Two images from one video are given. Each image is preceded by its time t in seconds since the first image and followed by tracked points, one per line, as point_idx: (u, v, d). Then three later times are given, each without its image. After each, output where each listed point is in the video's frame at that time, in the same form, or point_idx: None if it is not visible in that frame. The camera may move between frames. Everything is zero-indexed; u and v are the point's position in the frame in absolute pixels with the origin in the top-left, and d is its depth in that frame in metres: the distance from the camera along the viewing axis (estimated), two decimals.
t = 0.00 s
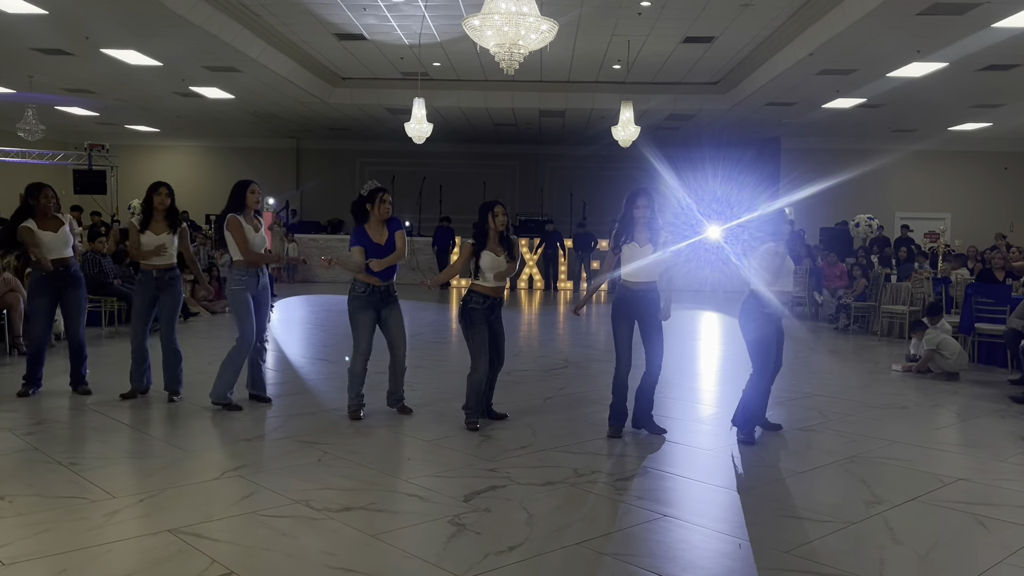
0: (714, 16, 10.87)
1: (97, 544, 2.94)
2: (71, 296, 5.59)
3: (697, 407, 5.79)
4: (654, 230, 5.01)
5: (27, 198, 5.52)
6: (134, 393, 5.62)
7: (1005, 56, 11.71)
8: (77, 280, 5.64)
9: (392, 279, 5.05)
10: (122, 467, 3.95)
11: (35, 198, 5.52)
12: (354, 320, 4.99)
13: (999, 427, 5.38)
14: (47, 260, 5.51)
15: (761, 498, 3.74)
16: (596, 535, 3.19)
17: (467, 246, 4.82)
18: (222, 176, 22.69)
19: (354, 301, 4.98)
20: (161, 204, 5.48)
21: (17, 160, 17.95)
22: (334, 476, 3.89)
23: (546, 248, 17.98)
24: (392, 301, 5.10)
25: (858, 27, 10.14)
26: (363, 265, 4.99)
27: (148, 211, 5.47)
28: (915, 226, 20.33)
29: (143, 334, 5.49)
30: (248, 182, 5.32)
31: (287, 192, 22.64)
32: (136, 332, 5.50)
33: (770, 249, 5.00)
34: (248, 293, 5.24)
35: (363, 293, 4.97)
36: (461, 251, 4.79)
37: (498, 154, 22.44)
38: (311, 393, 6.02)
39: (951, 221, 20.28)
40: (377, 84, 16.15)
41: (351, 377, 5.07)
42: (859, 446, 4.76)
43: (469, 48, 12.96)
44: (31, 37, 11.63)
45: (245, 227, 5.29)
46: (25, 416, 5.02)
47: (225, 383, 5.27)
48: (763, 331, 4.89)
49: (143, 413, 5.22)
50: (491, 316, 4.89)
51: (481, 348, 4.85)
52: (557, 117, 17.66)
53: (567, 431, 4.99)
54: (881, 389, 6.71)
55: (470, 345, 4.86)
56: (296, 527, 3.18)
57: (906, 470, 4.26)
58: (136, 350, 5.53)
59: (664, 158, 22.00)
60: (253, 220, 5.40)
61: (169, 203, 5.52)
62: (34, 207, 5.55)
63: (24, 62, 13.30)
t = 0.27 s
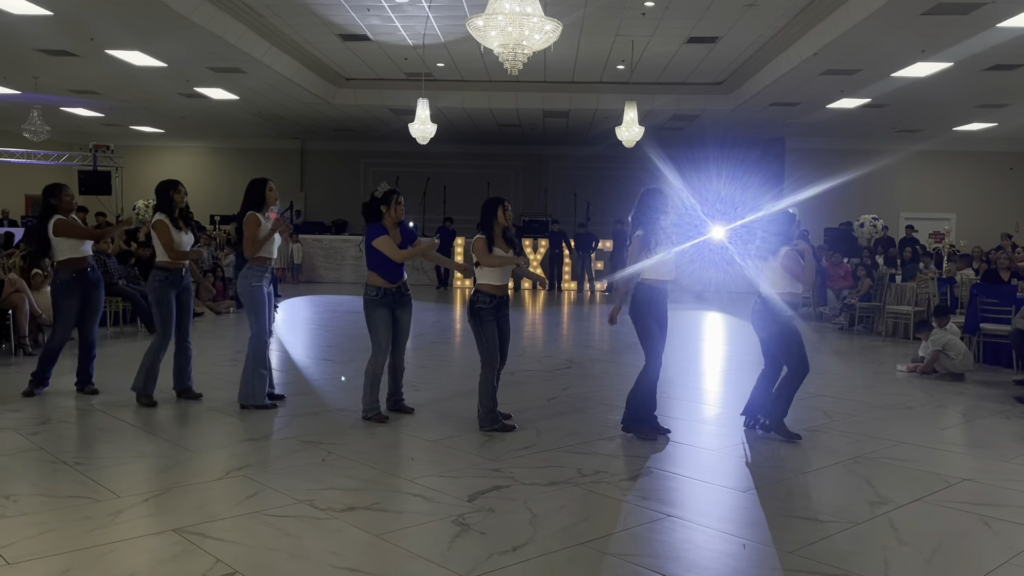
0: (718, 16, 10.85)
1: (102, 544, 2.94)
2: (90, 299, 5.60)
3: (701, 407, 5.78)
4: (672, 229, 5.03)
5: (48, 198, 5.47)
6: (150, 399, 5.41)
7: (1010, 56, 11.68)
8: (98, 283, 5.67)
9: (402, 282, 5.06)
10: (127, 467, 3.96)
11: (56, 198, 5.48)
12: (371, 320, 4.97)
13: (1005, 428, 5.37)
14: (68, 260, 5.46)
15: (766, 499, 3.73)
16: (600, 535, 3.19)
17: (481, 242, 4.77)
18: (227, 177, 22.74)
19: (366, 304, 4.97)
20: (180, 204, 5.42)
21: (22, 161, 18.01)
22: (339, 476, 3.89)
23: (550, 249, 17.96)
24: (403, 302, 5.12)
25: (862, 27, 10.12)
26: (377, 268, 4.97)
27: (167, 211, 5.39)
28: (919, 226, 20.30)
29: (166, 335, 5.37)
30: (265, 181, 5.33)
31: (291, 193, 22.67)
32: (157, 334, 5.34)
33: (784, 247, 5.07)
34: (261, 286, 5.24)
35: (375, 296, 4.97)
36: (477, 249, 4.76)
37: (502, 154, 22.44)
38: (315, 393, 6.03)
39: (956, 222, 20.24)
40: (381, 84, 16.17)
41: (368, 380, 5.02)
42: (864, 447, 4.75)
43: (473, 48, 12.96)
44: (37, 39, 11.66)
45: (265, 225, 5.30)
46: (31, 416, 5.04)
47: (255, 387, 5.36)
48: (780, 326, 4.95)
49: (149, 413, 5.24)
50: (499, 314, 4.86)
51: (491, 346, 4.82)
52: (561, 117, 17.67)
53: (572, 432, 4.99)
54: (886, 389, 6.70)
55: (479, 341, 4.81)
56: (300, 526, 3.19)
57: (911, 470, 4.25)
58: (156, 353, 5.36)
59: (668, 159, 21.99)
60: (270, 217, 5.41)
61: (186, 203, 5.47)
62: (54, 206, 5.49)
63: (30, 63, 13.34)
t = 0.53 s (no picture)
0: (724, 16, 10.84)
1: (109, 545, 2.95)
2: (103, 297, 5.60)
3: (707, 408, 5.78)
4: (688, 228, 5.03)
5: (70, 196, 5.43)
6: (176, 402, 5.37)
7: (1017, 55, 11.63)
8: (109, 284, 5.67)
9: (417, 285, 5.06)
10: (135, 468, 3.98)
11: (79, 196, 5.44)
12: (379, 321, 4.98)
13: (1013, 429, 5.34)
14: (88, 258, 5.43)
15: (773, 501, 3.72)
16: (606, 537, 3.19)
17: (503, 244, 4.78)
18: (233, 177, 22.81)
19: (379, 304, 4.97)
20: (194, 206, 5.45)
21: (30, 162, 18.09)
22: (345, 477, 3.90)
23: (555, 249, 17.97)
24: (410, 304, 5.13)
25: (869, 26, 10.09)
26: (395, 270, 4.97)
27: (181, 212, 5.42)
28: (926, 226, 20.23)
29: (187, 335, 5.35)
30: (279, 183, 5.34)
31: (298, 193, 22.72)
32: (179, 335, 5.32)
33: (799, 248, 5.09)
34: (272, 286, 5.24)
35: (390, 297, 4.97)
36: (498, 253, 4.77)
37: (508, 154, 22.44)
38: (322, 394, 6.05)
39: (963, 222, 20.16)
40: (387, 85, 16.19)
41: (377, 382, 5.01)
42: (871, 448, 4.74)
43: (478, 49, 12.96)
44: (45, 40, 11.71)
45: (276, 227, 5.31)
46: (39, 417, 5.06)
47: (262, 386, 5.36)
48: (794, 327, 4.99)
49: (156, 413, 5.26)
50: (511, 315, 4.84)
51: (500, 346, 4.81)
52: (566, 117, 17.67)
53: (578, 433, 4.99)
54: (893, 390, 6.67)
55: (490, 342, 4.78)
56: (306, 528, 3.19)
57: (917, 471, 4.24)
58: (178, 355, 5.32)
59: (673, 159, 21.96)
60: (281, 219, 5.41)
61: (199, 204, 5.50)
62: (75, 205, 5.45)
63: (38, 65, 13.40)
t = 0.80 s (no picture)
0: (733, 16, 10.82)
1: (124, 543, 2.98)
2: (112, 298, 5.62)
3: (716, 408, 5.77)
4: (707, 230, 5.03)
5: (89, 195, 5.45)
6: (186, 402, 5.39)
7: None
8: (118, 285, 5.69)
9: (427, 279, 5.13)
10: (148, 467, 4.01)
11: (98, 196, 5.46)
12: (401, 321, 4.97)
13: None
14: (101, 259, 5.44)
15: (784, 501, 3.72)
16: (617, 536, 3.19)
17: (512, 246, 4.78)
18: (242, 177, 22.90)
19: (402, 304, 4.96)
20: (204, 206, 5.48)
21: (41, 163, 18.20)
22: (357, 476, 3.92)
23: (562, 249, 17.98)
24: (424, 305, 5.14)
25: (879, 25, 10.05)
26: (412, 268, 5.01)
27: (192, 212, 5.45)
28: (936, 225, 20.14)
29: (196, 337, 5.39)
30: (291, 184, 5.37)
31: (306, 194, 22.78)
32: (188, 336, 5.36)
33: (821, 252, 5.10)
34: (280, 287, 5.28)
35: (411, 296, 4.98)
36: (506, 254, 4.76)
37: (515, 154, 22.44)
38: (332, 394, 6.07)
39: (973, 221, 20.07)
40: (395, 85, 16.22)
41: (386, 383, 5.04)
42: (881, 448, 4.73)
43: (486, 49, 12.97)
44: (56, 42, 11.78)
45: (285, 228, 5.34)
46: (53, 417, 5.09)
47: (270, 385, 5.38)
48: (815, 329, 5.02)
49: (167, 413, 5.28)
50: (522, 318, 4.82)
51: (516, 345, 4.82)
52: (574, 117, 17.67)
53: (588, 432, 4.99)
54: (904, 391, 6.64)
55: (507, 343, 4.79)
56: (319, 527, 3.21)
57: (928, 472, 4.23)
58: (188, 355, 5.35)
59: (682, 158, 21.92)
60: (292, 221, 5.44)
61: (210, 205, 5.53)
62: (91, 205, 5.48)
63: (49, 66, 13.48)
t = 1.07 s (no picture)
0: (742, 14, 10.78)
1: (133, 541, 2.99)
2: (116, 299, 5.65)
3: (724, 408, 5.76)
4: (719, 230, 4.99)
5: (98, 195, 5.47)
6: (193, 402, 5.40)
7: None
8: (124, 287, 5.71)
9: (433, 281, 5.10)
10: (157, 466, 4.02)
11: (107, 196, 5.48)
12: (413, 321, 4.96)
13: None
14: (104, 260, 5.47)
15: (794, 500, 3.71)
16: (625, 536, 3.18)
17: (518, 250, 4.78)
18: (251, 178, 22.98)
19: (413, 304, 4.96)
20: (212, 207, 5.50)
21: (51, 163, 18.30)
22: (365, 475, 3.92)
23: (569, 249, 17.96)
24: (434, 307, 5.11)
25: (889, 24, 10.00)
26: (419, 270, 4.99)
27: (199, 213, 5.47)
28: (946, 224, 20.05)
29: (204, 338, 5.40)
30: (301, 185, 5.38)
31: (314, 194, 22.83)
32: (196, 338, 5.37)
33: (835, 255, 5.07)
34: (295, 287, 5.28)
35: (421, 297, 4.97)
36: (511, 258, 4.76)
37: (523, 154, 22.42)
38: (341, 393, 6.08)
39: (984, 221, 19.97)
40: (403, 85, 16.23)
41: (397, 385, 5.03)
42: (893, 448, 4.71)
43: (494, 49, 12.96)
44: (66, 43, 11.84)
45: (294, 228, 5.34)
46: (63, 416, 5.11)
47: (279, 388, 5.35)
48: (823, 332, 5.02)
49: (177, 413, 5.30)
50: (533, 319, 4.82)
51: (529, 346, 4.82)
52: (582, 117, 17.65)
53: (597, 432, 4.99)
54: (915, 391, 6.60)
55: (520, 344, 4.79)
56: (327, 525, 3.21)
57: (940, 472, 4.20)
58: (195, 356, 5.37)
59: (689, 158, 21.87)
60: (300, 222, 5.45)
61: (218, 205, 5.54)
62: (99, 207, 5.50)
63: (59, 67, 13.55)
